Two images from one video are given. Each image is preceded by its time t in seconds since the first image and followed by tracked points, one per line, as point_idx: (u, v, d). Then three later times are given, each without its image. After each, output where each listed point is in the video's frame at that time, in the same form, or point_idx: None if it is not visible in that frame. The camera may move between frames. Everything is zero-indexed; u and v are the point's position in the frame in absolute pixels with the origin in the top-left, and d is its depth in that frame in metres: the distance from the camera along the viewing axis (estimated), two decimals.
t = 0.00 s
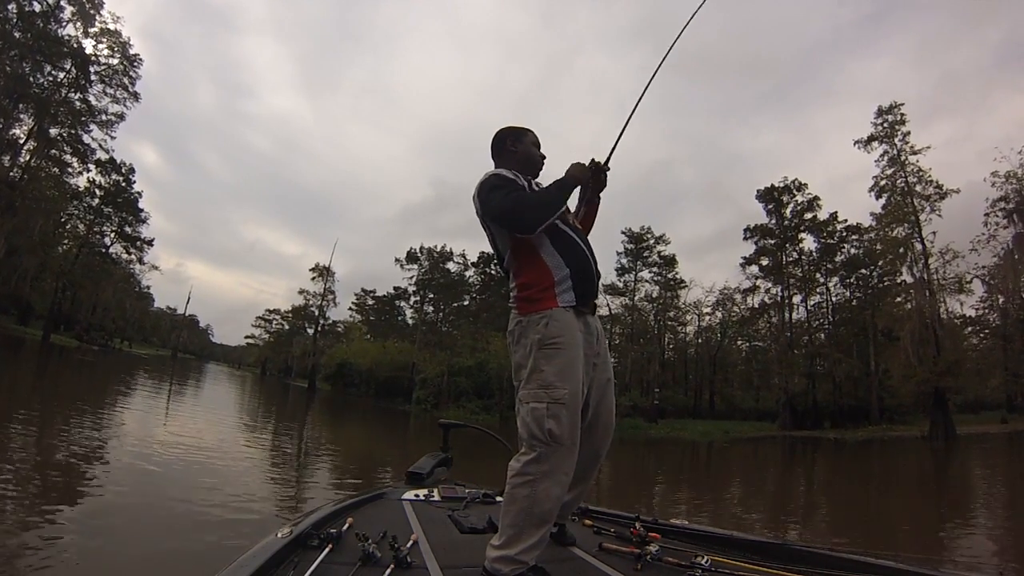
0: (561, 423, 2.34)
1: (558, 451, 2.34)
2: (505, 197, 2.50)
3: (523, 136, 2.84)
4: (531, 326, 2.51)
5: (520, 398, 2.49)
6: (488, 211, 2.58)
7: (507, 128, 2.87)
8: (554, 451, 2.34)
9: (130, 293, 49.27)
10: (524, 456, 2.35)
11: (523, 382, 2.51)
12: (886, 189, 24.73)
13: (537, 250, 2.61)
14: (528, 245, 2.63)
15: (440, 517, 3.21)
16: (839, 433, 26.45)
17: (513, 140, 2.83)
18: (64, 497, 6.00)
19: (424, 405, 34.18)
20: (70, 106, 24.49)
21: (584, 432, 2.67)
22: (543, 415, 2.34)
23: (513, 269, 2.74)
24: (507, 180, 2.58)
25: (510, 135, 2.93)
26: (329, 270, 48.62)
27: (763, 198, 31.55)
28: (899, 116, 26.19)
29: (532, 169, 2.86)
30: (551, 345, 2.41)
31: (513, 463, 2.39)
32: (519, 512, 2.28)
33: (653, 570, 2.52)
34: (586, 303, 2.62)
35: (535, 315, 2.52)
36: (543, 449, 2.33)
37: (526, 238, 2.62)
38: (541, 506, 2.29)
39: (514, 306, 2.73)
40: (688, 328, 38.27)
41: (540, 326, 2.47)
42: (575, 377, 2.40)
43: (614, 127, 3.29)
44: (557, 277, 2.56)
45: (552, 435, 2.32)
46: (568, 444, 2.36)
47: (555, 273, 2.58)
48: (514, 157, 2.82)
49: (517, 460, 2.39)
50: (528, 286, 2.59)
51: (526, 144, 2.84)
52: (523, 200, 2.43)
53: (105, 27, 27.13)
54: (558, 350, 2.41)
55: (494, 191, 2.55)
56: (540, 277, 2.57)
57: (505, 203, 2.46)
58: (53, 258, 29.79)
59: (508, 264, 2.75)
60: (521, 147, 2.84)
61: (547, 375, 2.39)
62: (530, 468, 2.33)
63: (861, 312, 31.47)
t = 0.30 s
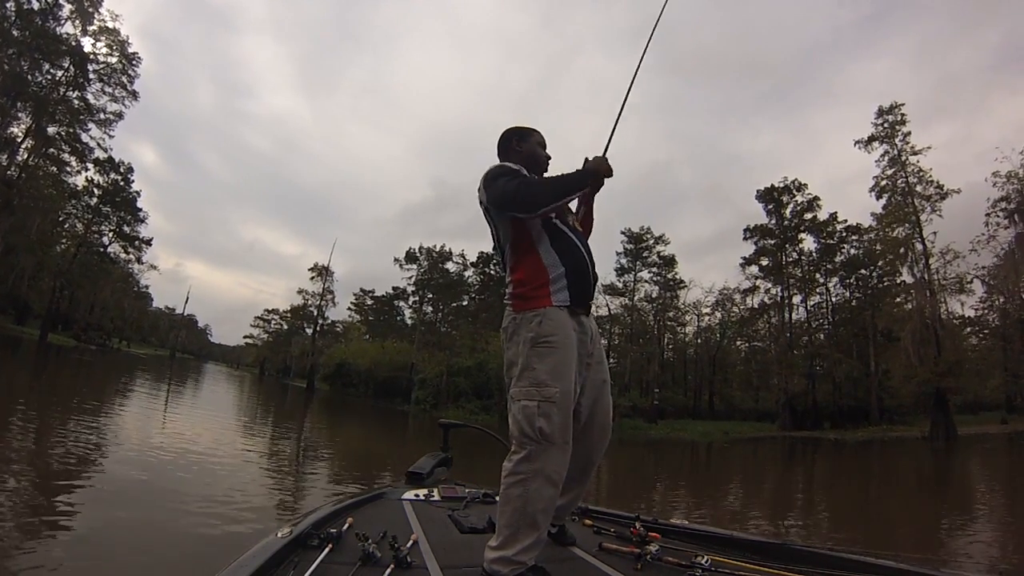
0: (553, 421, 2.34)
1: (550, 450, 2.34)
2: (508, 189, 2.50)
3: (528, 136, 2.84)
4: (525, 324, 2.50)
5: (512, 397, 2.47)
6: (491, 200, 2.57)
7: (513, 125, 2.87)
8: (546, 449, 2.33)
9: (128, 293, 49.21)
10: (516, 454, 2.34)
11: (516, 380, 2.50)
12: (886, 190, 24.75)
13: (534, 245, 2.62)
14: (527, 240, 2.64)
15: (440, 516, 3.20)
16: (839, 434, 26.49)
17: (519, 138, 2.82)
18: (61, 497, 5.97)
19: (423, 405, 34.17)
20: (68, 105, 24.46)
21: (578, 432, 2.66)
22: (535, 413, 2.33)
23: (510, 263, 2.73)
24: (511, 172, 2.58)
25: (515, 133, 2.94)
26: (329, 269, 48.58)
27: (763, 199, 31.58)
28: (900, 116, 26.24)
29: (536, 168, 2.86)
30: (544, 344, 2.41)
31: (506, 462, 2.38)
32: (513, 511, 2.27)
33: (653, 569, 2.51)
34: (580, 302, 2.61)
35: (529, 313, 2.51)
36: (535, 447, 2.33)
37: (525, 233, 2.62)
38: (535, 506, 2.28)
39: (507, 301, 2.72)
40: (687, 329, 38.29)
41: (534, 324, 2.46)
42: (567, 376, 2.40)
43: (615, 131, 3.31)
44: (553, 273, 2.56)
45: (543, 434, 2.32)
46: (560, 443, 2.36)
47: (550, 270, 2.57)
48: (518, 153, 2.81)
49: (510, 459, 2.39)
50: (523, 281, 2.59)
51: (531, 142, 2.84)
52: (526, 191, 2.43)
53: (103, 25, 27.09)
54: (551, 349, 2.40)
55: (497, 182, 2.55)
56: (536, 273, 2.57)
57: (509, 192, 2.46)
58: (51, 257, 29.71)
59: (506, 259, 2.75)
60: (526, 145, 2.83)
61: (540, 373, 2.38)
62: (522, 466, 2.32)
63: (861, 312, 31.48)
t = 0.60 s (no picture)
0: (557, 420, 2.34)
1: (553, 449, 2.33)
2: (523, 191, 2.50)
3: (541, 145, 2.85)
4: (531, 325, 2.49)
5: (516, 396, 2.47)
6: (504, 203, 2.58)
7: (527, 132, 2.87)
8: (549, 448, 2.33)
9: (127, 293, 49.14)
10: (520, 452, 2.34)
11: (521, 379, 2.50)
12: (888, 190, 24.73)
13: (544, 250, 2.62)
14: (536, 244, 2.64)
15: (440, 516, 3.20)
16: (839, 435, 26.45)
17: (533, 146, 2.83)
18: (62, 497, 5.97)
19: (423, 406, 34.14)
20: (68, 103, 24.43)
21: (581, 435, 2.66)
22: (540, 412, 2.32)
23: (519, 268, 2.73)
24: (524, 177, 2.58)
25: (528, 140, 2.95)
26: (328, 269, 48.59)
27: (764, 200, 31.58)
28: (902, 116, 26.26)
29: (549, 174, 2.87)
30: (550, 344, 2.41)
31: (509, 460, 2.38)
32: (515, 511, 2.26)
33: (653, 570, 2.51)
34: (585, 309, 2.61)
35: (536, 315, 2.50)
36: (538, 445, 2.33)
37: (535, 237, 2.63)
38: (538, 505, 2.27)
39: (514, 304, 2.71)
40: (687, 330, 38.26)
41: (541, 325, 2.46)
42: (572, 376, 2.39)
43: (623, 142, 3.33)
44: (561, 277, 2.55)
45: (547, 432, 2.32)
46: (563, 444, 2.36)
47: (558, 273, 2.57)
48: (530, 160, 2.82)
49: (512, 458, 2.38)
50: (531, 285, 2.58)
51: (545, 149, 2.85)
52: (541, 194, 2.42)
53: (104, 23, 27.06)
54: (556, 349, 2.40)
55: (511, 185, 2.56)
56: (544, 277, 2.57)
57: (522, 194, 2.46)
58: (49, 256, 29.67)
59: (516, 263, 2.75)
60: (539, 152, 2.85)
61: (544, 373, 2.38)
62: (525, 464, 2.31)
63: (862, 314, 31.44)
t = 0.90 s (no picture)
0: (563, 420, 2.33)
1: (558, 448, 2.34)
2: (536, 204, 2.51)
3: (552, 157, 2.85)
4: (538, 331, 2.49)
5: (522, 397, 2.47)
6: (516, 214, 2.58)
7: (541, 146, 2.90)
8: (554, 448, 2.33)
9: (127, 291, 49.12)
10: (526, 451, 2.34)
11: (528, 382, 2.50)
12: (889, 190, 24.72)
13: (552, 263, 2.61)
14: (546, 255, 2.63)
15: (440, 516, 3.19)
16: (839, 435, 26.44)
17: (546, 158, 2.84)
18: (61, 497, 5.96)
19: (423, 405, 34.13)
20: (66, 102, 24.41)
21: (585, 436, 2.66)
22: (546, 411, 2.33)
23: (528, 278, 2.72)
24: (537, 190, 2.59)
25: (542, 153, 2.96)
26: (328, 268, 48.59)
27: (765, 199, 31.57)
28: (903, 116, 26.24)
29: (560, 187, 2.87)
30: (557, 348, 2.41)
31: (515, 458, 2.39)
32: (520, 509, 2.26)
33: (653, 569, 2.51)
34: (590, 319, 2.61)
35: (543, 322, 2.50)
36: (544, 445, 2.33)
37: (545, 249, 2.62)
38: (542, 504, 2.27)
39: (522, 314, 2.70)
40: (687, 329, 38.25)
41: (548, 331, 2.46)
42: (578, 377, 2.40)
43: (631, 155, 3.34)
44: (567, 288, 2.54)
45: (554, 430, 2.32)
46: (569, 442, 2.36)
47: (564, 284, 2.56)
48: (542, 173, 2.82)
49: (518, 457, 2.38)
50: (538, 296, 2.58)
51: (559, 162, 2.85)
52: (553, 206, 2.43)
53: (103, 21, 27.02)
54: (564, 353, 2.40)
55: (523, 196, 2.57)
56: (550, 287, 2.56)
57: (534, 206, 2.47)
58: (48, 255, 29.63)
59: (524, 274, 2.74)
60: (551, 165, 2.85)
61: (551, 374, 2.39)
62: (530, 462, 2.32)
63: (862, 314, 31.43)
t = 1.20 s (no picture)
0: (559, 416, 2.34)
1: (556, 444, 2.34)
2: (534, 207, 2.51)
3: (555, 160, 2.85)
4: (532, 333, 2.50)
5: (520, 396, 2.49)
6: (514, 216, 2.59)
7: (543, 149, 2.90)
8: (552, 444, 2.33)
9: (124, 292, 49.01)
10: (525, 449, 2.35)
11: (525, 381, 2.50)
12: (888, 182, 24.71)
13: (546, 265, 2.62)
14: (541, 258, 2.63)
15: (440, 516, 3.19)
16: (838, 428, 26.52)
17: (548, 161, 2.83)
18: (60, 498, 5.97)
19: (422, 403, 34.14)
20: (60, 102, 24.27)
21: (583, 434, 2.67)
22: (542, 408, 2.34)
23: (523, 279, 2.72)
24: (537, 192, 2.59)
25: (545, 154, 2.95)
26: (325, 267, 48.48)
27: (763, 193, 31.56)
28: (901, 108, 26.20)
29: (560, 190, 2.86)
30: (551, 349, 2.42)
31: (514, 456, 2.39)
32: (522, 505, 2.26)
33: (653, 570, 2.51)
34: (582, 324, 2.60)
35: (536, 324, 2.51)
36: (542, 442, 2.34)
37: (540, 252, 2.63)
38: (543, 500, 2.27)
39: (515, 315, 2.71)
40: (686, 324, 38.27)
41: (541, 331, 2.47)
42: (573, 375, 2.41)
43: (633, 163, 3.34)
44: (558, 292, 2.54)
45: (550, 427, 2.33)
46: (567, 437, 2.36)
47: (557, 288, 2.56)
48: (543, 176, 2.83)
49: (518, 456, 2.38)
50: (531, 298, 2.58)
51: (561, 165, 2.85)
52: (552, 209, 2.44)
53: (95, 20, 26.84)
54: (558, 351, 2.42)
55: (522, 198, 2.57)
56: (542, 290, 2.57)
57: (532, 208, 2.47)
58: (44, 256, 29.54)
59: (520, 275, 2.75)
60: (553, 167, 2.84)
61: (546, 372, 2.40)
62: (530, 459, 2.32)
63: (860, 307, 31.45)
